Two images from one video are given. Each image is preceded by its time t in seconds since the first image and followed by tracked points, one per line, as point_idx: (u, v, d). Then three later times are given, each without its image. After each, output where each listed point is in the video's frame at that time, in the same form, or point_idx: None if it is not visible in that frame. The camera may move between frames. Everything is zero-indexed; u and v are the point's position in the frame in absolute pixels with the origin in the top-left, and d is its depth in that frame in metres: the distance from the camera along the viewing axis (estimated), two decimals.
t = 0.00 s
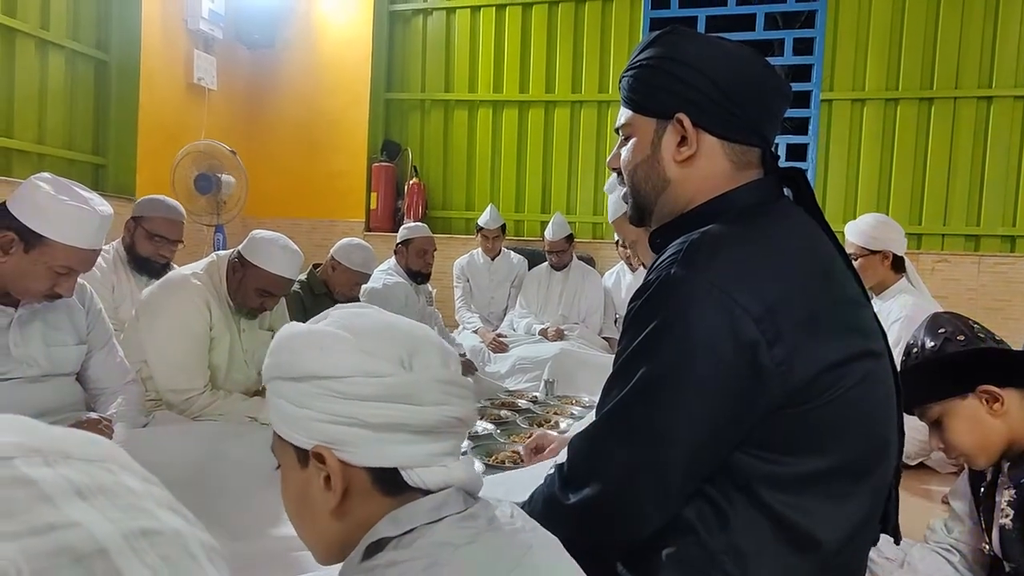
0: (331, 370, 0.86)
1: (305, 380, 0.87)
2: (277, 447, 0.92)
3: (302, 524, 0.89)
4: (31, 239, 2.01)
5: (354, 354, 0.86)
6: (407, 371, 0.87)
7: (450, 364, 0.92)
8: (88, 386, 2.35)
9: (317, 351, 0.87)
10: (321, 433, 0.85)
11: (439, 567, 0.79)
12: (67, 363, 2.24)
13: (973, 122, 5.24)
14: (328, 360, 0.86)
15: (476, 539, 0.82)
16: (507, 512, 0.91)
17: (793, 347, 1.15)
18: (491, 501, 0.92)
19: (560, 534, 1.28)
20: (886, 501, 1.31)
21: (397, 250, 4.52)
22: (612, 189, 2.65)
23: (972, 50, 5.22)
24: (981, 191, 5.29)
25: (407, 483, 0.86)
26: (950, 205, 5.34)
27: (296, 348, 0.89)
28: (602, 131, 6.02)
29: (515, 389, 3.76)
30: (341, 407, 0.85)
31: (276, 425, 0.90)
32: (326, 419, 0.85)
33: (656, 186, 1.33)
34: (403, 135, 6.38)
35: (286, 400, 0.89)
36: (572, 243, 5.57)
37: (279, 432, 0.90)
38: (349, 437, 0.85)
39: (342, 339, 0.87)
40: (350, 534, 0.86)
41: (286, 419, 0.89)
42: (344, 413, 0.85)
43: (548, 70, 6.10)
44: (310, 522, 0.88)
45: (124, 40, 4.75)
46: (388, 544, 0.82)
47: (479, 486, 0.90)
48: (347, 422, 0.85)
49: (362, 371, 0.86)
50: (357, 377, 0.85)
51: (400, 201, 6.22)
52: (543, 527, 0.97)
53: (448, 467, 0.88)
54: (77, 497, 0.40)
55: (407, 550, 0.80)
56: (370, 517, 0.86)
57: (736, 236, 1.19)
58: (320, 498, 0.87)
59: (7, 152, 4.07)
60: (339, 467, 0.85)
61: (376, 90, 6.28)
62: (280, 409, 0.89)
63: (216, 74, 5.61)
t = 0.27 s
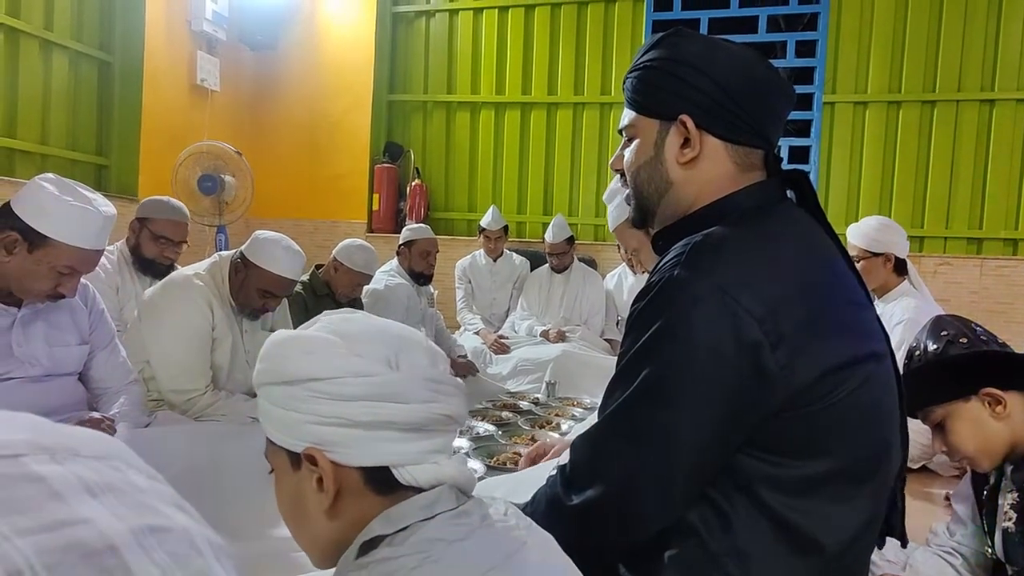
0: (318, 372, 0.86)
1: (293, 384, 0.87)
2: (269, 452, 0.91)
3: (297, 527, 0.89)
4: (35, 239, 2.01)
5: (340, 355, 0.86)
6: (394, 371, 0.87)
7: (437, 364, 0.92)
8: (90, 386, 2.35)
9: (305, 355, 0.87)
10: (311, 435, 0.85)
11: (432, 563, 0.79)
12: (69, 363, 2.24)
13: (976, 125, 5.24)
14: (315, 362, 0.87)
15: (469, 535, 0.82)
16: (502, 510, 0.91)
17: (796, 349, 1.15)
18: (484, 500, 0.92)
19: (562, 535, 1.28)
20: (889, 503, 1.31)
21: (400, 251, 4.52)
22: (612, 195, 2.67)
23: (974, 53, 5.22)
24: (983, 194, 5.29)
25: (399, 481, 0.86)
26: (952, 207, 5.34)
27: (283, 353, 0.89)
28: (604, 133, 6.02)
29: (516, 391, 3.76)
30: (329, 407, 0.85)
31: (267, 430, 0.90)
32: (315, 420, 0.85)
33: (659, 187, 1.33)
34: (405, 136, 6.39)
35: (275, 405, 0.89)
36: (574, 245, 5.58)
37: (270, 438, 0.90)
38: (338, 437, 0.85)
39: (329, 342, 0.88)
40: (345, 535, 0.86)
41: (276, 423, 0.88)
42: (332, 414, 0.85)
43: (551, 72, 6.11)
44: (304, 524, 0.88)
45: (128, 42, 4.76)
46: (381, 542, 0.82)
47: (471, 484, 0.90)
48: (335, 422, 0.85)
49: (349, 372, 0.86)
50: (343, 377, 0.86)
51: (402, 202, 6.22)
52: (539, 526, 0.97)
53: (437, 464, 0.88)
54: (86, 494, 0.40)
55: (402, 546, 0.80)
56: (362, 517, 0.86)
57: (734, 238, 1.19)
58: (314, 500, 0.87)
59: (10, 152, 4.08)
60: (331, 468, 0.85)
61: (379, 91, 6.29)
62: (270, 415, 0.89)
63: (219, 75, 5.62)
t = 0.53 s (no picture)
0: (327, 370, 0.86)
1: (302, 381, 0.88)
2: (278, 451, 0.92)
3: (303, 527, 0.89)
4: (38, 239, 2.02)
5: (350, 353, 0.87)
6: (402, 369, 0.87)
7: (446, 362, 0.93)
8: (93, 386, 2.36)
9: (313, 352, 0.88)
10: (320, 433, 0.86)
11: (439, 563, 0.79)
12: (72, 363, 2.25)
13: (978, 126, 5.23)
14: (324, 360, 0.87)
15: (477, 535, 0.82)
16: (508, 511, 0.91)
17: (799, 349, 1.15)
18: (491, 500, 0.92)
19: (564, 536, 1.28)
20: (892, 504, 1.31)
21: (402, 251, 4.53)
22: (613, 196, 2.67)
23: (977, 54, 5.21)
24: (986, 195, 5.28)
25: (407, 480, 0.86)
26: (954, 209, 5.33)
27: (293, 350, 0.89)
28: (606, 133, 6.02)
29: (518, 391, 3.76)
30: (338, 405, 0.86)
31: (276, 428, 0.91)
32: (325, 419, 0.86)
33: (661, 188, 1.33)
34: (407, 136, 6.40)
35: (283, 402, 0.90)
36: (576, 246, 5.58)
37: (280, 436, 0.91)
38: (347, 436, 0.85)
39: (337, 339, 0.88)
40: (352, 534, 0.86)
41: (285, 421, 0.89)
42: (341, 412, 0.85)
43: (553, 72, 6.11)
44: (311, 523, 0.88)
45: (132, 42, 4.77)
46: (388, 542, 0.82)
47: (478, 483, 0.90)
48: (344, 419, 0.85)
49: (358, 369, 0.86)
50: (352, 375, 0.86)
51: (404, 202, 6.23)
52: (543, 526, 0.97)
53: (446, 463, 0.88)
54: (93, 493, 0.40)
55: (410, 547, 0.80)
56: (370, 516, 0.86)
57: (739, 238, 1.19)
58: (322, 499, 0.87)
59: (14, 152, 4.09)
60: (340, 466, 0.86)
61: (381, 91, 6.29)
62: (279, 412, 0.90)
63: (222, 75, 5.62)
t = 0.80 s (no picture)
0: (338, 368, 0.87)
1: (312, 379, 0.88)
2: (287, 450, 0.92)
3: (312, 525, 0.89)
4: (44, 240, 2.03)
5: (360, 352, 0.87)
6: (412, 369, 0.88)
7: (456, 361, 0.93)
8: (98, 386, 2.37)
9: (323, 350, 0.88)
10: (330, 432, 0.86)
11: (446, 566, 0.79)
12: (77, 363, 2.26)
13: (983, 127, 5.22)
14: (334, 359, 0.88)
15: (485, 537, 0.82)
16: (515, 513, 0.91)
17: (803, 351, 1.15)
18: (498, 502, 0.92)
19: (567, 537, 1.27)
20: (896, 506, 1.31)
21: (406, 253, 4.54)
22: (615, 198, 2.68)
23: (982, 55, 5.20)
24: (991, 197, 5.26)
25: (417, 480, 0.86)
26: (960, 210, 5.32)
27: (304, 348, 0.90)
28: (610, 135, 6.02)
29: (521, 393, 3.76)
30: (348, 404, 0.86)
31: (285, 426, 0.91)
32: (334, 417, 0.86)
33: (664, 190, 1.33)
34: (411, 138, 6.41)
35: (292, 400, 0.90)
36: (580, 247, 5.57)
37: (289, 434, 0.91)
38: (357, 435, 0.85)
39: (348, 338, 0.89)
40: (360, 533, 0.86)
41: (294, 419, 0.89)
42: (351, 411, 0.86)
43: (556, 74, 6.11)
44: (320, 522, 0.88)
45: (137, 45, 4.79)
46: (395, 544, 0.82)
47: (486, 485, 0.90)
48: (354, 418, 0.86)
49: (369, 369, 0.87)
50: (363, 375, 0.87)
51: (407, 204, 6.24)
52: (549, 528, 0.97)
53: (456, 463, 0.88)
54: (96, 491, 0.40)
55: (417, 548, 0.80)
56: (379, 516, 0.86)
57: (745, 240, 1.20)
58: (331, 498, 0.87)
59: (19, 154, 4.11)
60: (349, 466, 0.86)
61: (385, 93, 6.31)
62: (288, 409, 0.90)
63: (226, 77, 5.64)
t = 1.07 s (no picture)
0: (350, 368, 0.87)
1: (323, 379, 0.89)
2: (296, 447, 0.93)
3: (319, 522, 0.90)
4: (58, 243, 2.05)
5: (372, 352, 0.88)
6: (423, 369, 0.88)
7: (466, 361, 0.94)
8: (109, 388, 2.39)
9: (334, 349, 0.88)
10: (341, 431, 0.87)
11: (452, 566, 0.80)
12: (89, 365, 2.28)
13: (994, 130, 5.21)
14: (345, 358, 0.88)
15: (491, 537, 0.83)
16: (520, 513, 0.92)
17: (811, 356, 1.16)
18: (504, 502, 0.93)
19: (575, 540, 1.28)
20: (905, 511, 1.31)
21: (414, 255, 4.56)
22: (624, 202, 2.69)
23: (992, 58, 5.19)
24: (1002, 201, 5.24)
25: (424, 480, 0.87)
26: (970, 214, 5.30)
27: (314, 346, 0.90)
28: (618, 138, 6.02)
29: (529, 395, 3.77)
30: (359, 404, 0.87)
31: (295, 423, 0.92)
32: (346, 417, 0.87)
33: (674, 193, 1.34)
34: (419, 141, 6.44)
35: (303, 397, 0.91)
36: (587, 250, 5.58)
37: (299, 432, 0.92)
38: (369, 434, 0.86)
39: (359, 337, 0.89)
40: (366, 530, 0.87)
41: (305, 417, 0.90)
42: (363, 410, 0.86)
43: (564, 78, 6.13)
44: (327, 519, 0.89)
45: (148, 50, 4.84)
46: (401, 543, 0.83)
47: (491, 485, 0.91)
48: (364, 418, 0.86)
49: (381, 369, 0.87)
50: (374, 375, 0.87)
51: (416, 207, 6.27)
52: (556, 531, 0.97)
53: (463, 464, 0.89)
54: (122, 489, 0.41)
55: (422, 547, 0.81)
56: (385, 515, 0.87)
57: (753, 243, 1.20)
58: (338, 495, 0.88)
59: (32, 157, 4.15)
60: (358, 464, 0.87)
61: (393, 97, 6.34)
62: (299, 407, 0.91)
63: (236, 81, 5.67)
